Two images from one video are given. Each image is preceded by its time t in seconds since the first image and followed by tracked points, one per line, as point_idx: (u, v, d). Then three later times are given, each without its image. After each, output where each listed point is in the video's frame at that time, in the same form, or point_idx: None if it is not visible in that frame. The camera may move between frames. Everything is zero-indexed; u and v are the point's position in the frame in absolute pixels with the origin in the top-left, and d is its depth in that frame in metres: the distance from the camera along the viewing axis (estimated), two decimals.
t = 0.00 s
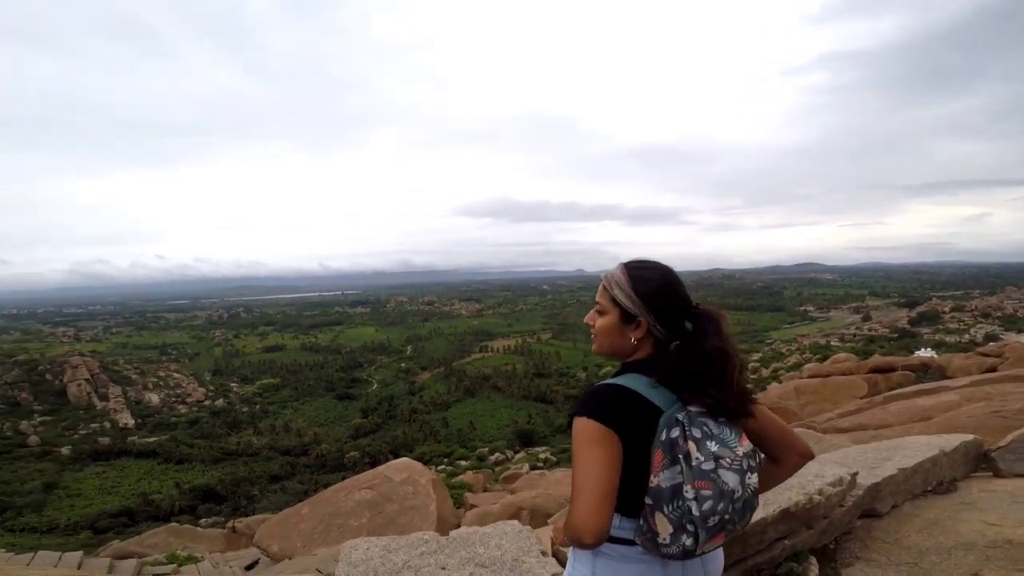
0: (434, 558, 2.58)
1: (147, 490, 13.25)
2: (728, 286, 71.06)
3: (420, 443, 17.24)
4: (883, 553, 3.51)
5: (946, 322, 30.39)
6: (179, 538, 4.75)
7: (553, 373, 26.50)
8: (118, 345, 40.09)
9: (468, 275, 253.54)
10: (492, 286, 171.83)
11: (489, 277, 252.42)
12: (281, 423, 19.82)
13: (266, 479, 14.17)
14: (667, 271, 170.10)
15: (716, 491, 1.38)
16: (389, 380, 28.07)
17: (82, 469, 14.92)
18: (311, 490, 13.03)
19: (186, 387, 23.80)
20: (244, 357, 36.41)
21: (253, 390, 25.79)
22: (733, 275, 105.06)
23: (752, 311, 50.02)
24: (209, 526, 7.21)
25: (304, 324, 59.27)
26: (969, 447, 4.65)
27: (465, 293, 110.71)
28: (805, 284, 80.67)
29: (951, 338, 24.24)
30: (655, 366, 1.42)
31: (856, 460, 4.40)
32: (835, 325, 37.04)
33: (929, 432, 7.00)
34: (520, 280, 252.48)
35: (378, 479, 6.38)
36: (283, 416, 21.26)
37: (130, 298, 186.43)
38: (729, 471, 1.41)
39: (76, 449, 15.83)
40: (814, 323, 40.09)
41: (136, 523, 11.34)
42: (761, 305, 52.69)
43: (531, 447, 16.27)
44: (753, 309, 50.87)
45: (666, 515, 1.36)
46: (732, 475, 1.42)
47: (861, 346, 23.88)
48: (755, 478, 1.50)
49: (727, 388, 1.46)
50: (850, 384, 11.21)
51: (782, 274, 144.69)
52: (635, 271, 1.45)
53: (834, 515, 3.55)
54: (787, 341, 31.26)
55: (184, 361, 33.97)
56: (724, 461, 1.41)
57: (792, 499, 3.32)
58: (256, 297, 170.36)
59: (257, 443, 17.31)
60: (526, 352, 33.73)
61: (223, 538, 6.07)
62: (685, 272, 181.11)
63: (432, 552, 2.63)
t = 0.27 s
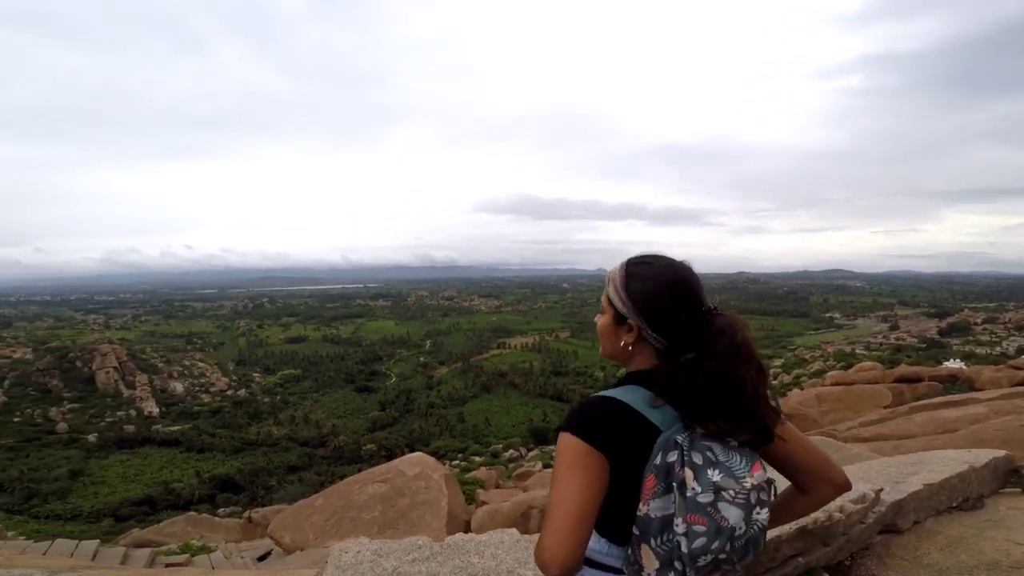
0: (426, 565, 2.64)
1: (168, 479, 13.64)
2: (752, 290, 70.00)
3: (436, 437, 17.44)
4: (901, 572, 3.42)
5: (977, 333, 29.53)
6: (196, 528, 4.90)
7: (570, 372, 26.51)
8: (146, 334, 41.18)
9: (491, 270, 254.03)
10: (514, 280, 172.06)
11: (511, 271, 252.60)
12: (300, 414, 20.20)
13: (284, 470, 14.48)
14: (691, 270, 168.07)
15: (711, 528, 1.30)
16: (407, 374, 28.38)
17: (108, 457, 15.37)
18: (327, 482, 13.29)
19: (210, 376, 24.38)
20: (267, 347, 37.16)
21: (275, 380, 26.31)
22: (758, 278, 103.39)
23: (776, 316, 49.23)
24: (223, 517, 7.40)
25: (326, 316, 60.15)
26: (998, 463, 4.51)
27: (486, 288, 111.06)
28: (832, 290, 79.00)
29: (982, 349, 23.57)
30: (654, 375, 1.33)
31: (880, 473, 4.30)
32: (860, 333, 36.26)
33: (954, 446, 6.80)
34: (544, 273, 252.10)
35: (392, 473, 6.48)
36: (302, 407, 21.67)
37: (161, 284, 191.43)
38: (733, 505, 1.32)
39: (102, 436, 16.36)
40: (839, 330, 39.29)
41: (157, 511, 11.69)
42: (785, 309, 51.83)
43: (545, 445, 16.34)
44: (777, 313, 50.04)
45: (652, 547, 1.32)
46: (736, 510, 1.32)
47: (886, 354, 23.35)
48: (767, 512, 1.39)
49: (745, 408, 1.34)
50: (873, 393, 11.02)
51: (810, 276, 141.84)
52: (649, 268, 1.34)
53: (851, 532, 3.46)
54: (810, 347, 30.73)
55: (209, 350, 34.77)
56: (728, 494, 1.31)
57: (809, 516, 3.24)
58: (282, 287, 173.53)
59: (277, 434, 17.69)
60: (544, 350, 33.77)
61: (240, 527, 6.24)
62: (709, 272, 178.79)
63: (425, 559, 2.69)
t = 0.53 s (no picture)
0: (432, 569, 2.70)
1: (190, 474, 13.95)
2: (768, 279, 69.40)
3: (451, 429, 17.61)
4: (931, 569, 3.08)
5: (999, 322, 29.03)
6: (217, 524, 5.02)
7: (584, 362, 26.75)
8: (166, 329, 41.93)
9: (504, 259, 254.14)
10: (527, 269, 172.09)
11: (525, 260, 252.52)
12: (318, 407, 20.49)
13: (304, 464, 14.74)
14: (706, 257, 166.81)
15: (712, 555, 1.11)
16: (422, 366, 28.61)
17: (131, 453, 15.70)
18: (345, 475, 13.51)
19: (228, 370, 24.79)
20: (284, 341, 37.70)
21: (292, 374, 26.69)
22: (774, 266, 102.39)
23: (792, 305, 48.79)
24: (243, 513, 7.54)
25: (341, 309, 60.76)
26: None
27: (499, 279, 111.36)
28: (849, 277, 78.07)
29: (1004, 338, 23.15)
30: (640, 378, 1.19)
31: (907, 469, 4.05)
32: (878, 321, 35.84)
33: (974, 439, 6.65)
34: (557, 262, 252.05)
35: (408, 465, 6.61)
36: (319, 400, 21.97)
37: (179, 278, 194.26)
38: (741, 530, 1.13)
39: (125, 432, 16.74)
40: (857, 318, 38.89)
41: (180, 507, 11.97)
42: (801, 298, 51.33)
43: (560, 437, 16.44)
44: (794, 302, 49.59)
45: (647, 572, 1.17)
46: (745, 535, 1.13)
47: (905, 343, 23.07)
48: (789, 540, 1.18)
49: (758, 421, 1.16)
50: (891, 383, 10.95)
51: (827, 262, 140.17)
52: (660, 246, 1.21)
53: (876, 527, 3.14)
54: (827, 335, 30.46)
55: (228, 344, 35.32)
56: (735, 516, 1.13)
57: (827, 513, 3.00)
58: (297, 279, 175.32)
59: (295, 428, 17.98)
60: (557, 340, 33.92)
61: (260, 523, 6.38)
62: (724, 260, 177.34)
63: (431, 564, 2.75)
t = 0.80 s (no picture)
0: None
1: (198, 475, 13.96)
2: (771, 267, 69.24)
3: (457, 424, 17.60)
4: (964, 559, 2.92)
5: (1004, 306, 28.96)
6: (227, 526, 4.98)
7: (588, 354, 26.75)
8: (171, 328, 41.91)
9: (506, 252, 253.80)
10: (529, 262, 171.90)
11: (526, 252, 252.37)
12: (323, 405, 20.50)
13: (311, 462, 14.75)
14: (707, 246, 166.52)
15: None
16: (427, 361, 28.62)
17: (138, 454, 15.71)
18: (353, 473, 13.51)
19: (233, 369, 24.79)
20: (288, 339, 37.70)
21: (297, 371, 26.71)
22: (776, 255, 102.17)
23: (796, 292, 48.70)
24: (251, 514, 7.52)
25: (345, 305, 60.74)
26: None
27: (502, 272, 111.21)
28: (853, 264, 77.93)
29: (1009, 322, 23.08)
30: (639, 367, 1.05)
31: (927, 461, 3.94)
32: (883, 307, 35.77)
33: (985, 424, 6.60)
34: (558, 255, 251.85)
35: (415, 463, 6.60)
36: (325, 398, 21.97)
37: (181, 277, 194.38)
38: (734, 557, 0.94)
39: (131, 434, 16.74)
40: (861, 305, 38.80)
41: (189, 509, 11.98)
42: (805, 285, 51.26)
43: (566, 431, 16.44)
44: (798, 289, 49.49)
45: None
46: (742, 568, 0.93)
47: (911, 329, 22.98)
48: None
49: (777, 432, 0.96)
50: (897, 370, 10.88)
51: (829, 250, 139.88)
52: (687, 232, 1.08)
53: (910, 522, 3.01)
54: (833, 323, 30.37)
55: (232, 343, 35.34)
56: (727, 543, 0.94)
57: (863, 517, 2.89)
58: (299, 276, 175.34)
59: (301, 426, 17.99)
60: (561, 333, 33.89)
61: (269, 524, 6.36)
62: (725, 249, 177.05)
63: None
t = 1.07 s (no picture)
0: None
1: (193, 476, 13.89)
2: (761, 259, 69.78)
3: (452, 420, 17.64)
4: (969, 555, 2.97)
5: (989, 294, 29.39)
6: (224, 525, 4.98)
7: (581, 349, 26.87)
8: (161, 330, 41.57)
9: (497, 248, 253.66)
10: (521, 258, 172.04)
11: (517, 248, 252.49)
12: (317, 403, 20.47)
13: (306, 461, 14.73)
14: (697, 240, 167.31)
15: None
16: (420, 358, 28.63)
17: (131, 456, 15.59)
18: (349, 471, 13.51)
19: (225, 369, 24.65)
20: (280, 338, 37.54)
21: (290, 370, 26.61)
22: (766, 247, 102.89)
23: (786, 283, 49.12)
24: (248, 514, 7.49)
25: (336, 303, 60.53)
26: None
27: (493, 268, 111.20)
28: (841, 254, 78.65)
29: (995, 311, 23.43)
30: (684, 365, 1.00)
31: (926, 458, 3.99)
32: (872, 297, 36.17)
33: (978, 416, 6.69)
34: (549, 250, 252.19)
35: (410, 461, 6.63)
36: (318, 396, 21.92)
37: (169, 277, 192.76)
38: None
39: (124, 435, 16.63)
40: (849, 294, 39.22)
41: (184, 509, 11.94)
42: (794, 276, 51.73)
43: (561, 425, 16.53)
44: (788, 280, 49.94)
45: None
46: None
47: (900, 318, 23.26)
48: None
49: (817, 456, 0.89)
50: (889, 361, 11.02)
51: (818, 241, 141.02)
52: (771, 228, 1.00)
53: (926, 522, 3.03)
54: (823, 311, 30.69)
55: (224, 343, 35.12)
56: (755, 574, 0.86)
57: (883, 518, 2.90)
58: (289, 275, 174.32)
59: (295, 425, 17.95)
60: (554, 328, 34.01)
61: (265, 523, 6.35)
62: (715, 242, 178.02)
63: None
